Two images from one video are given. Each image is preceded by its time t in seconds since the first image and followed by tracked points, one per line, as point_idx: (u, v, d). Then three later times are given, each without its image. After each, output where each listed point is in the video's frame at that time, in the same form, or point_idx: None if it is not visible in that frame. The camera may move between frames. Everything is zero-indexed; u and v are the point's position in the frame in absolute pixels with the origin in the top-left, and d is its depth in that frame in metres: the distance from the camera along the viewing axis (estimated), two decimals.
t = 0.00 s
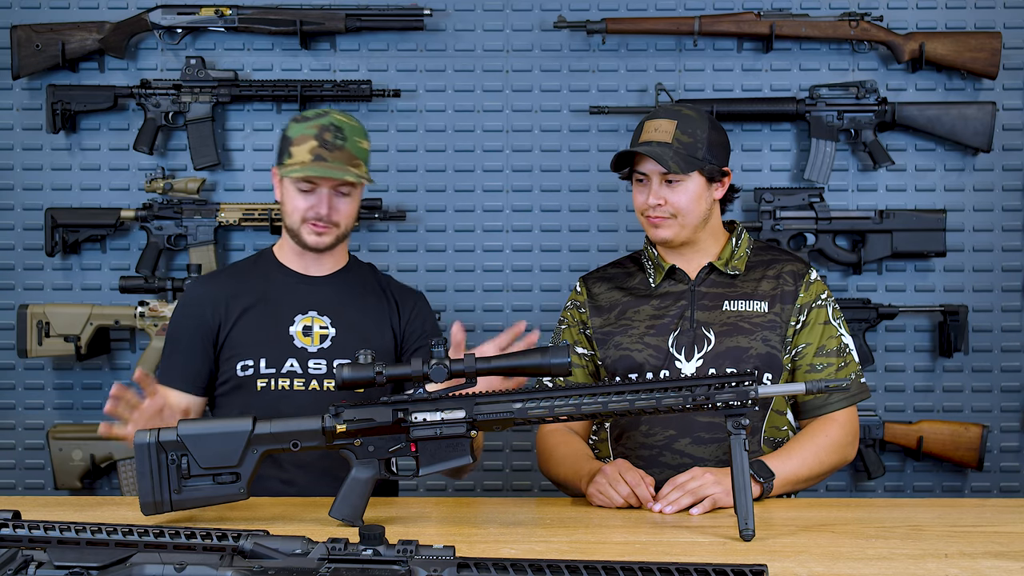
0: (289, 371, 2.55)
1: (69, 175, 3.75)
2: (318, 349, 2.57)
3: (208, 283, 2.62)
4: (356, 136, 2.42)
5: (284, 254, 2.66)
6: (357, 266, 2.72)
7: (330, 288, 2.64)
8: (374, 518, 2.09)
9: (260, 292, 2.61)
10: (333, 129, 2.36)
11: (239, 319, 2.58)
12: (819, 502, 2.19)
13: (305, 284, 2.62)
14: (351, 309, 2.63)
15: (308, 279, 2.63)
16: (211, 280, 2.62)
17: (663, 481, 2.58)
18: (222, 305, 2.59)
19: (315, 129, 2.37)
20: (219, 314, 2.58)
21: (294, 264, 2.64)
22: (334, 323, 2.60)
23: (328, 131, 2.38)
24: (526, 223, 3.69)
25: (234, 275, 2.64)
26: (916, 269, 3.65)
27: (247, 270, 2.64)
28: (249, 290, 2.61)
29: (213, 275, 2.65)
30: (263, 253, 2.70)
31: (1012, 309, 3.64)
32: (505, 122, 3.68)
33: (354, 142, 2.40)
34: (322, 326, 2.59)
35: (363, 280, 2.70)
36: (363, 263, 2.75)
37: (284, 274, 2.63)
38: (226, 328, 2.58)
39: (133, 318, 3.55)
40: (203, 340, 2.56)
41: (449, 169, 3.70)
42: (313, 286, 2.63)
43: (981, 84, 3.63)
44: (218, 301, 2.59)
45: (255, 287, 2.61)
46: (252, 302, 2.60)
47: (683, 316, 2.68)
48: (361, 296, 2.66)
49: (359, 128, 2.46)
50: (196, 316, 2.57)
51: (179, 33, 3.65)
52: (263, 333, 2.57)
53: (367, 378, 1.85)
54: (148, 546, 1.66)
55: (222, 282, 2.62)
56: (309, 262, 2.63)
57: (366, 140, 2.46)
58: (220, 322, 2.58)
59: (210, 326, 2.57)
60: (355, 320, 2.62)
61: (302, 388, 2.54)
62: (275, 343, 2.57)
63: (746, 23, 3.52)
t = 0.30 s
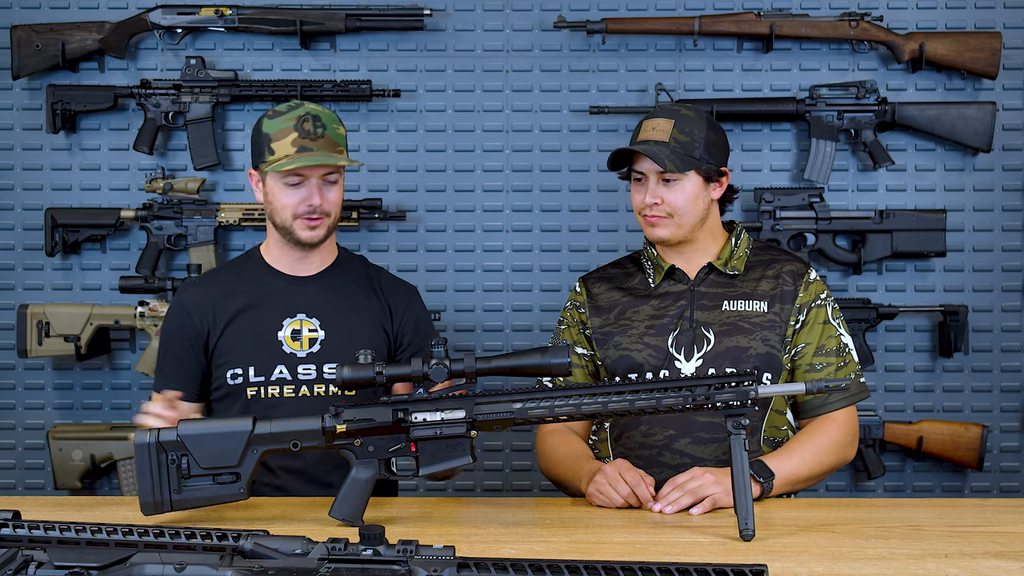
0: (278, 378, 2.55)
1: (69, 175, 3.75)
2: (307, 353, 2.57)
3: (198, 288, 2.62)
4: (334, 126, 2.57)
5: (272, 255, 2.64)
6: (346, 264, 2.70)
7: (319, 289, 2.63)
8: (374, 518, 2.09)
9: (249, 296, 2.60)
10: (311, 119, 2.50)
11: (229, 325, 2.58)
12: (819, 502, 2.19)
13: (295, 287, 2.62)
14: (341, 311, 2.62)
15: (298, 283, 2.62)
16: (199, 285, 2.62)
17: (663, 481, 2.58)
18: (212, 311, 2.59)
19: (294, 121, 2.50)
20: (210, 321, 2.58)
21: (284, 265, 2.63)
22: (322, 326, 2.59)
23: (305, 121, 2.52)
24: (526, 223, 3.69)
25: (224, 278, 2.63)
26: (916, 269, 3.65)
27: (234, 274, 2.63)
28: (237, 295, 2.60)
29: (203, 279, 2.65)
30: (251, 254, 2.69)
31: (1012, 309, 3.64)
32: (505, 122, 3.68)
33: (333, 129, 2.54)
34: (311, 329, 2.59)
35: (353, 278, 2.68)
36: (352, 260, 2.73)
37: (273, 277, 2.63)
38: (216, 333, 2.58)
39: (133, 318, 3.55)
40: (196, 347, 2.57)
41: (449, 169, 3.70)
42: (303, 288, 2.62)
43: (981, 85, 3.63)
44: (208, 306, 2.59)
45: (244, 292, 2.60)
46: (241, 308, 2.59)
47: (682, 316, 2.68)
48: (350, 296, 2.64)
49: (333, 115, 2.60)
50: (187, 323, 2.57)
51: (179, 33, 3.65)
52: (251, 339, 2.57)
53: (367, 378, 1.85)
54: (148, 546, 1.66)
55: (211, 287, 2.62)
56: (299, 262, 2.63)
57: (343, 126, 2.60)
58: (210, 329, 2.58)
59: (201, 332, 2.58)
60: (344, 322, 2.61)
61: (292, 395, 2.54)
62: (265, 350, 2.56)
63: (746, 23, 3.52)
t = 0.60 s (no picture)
0: (287, 384, 2.54)
1: (69, 175, 3.75)
2: (314, 359, 2.57)
3: (195, 287, 2.54)
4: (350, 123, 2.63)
5: (278, 254, 2.61)
6: (346, 267, 2.69)
7: (322, 292, 2.62)
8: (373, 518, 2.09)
9: (252, 299, 2.57)
10: (336, 113, 2.55)
11: (232, 328, 2.54)
12: (819, 502, 2.19)
13: (300, 291, 2.60)
14: (345, 315, 2.62)
15: (299, 284, 2.61)
16: (196, 284, 2.54)
17: (663, 481, 2.58)
18: (210, 311, 2.52)
19: (319, 115, 2.52)
20: (210, 322, 2.53)
21: (294, 263, 2.61)
22: (328, 330, 2.59)
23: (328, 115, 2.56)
24: (526, 223, 3.69)
25: (223, 278, 2.57)
26: (916, 269, 3.65)
27: (234, 274, 2.58)
28: (240, 297, 2.56)
29: (199, 275, 2.58)
30: (247, 252, 2.65)
31: (1012, 309, 3.64)
32: (505, 122, 3.68)
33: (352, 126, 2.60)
34: (317, 333, 2.58)
35: (354, 281, 2.68)
36: (352, 263, 2.73)
37: (275, 279, 2.60)
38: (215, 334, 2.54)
39: (133, 318, 3.56)
40: (191, 348, 2.51)
41: (449, 169, 3.70)
42: (307, 292, 2.61)
43: (981, 85, 3.63)
44: (206, 306, 2.52)
45: (248, 294, 2.57)
46: (246, 310, 2.56)
47: (681, 316, 2.68)
48: (353, 301, 2.65)
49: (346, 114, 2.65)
50: (184, 323, 2.50)
51: (179, 33, 3.65)
52: (257, 343, 2.54)
53: (367, 378, 1.85)
54: (148, 546, 1.66)
55: (209, 286, 2.55)
56: (306, 262, 2.61)
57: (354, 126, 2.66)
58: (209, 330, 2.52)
59: (198, 333, 2.51)
60: (349, 326, 2.62)
61: (300, 401, 2.55)
62: (271, 355, 2.55)
63: (746, 23, 3.52)
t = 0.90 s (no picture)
0: (290, 386, 2.54)
1: (69, 175, 3.75)
2: (315, 360, 2.57)
3: (198, 285, 2.51)
4: (345, 117, 2.57)
5: (273, 250, 2.59)
6: (343, 267, 2.69)
7: (322, 293, 2.62)
8: (373, 518, 2.09)
9: (254, 299, 2.56)
10: (325, 105, 2.50)
11: (235, 328, 2.53)
12: (819, 502, 2.19)
13: (300, 292, 2.60)
14: (345, 316, 2.63)
15: (299, 284, 2.60)
16: (198, 281, 2.52)
17: (663, 481, 2.58)
18: (213, 309, 2.50)
19: (306, 107, 2.48)
20: (213, 320, 2.50)
21: (291, 263, 2.60)
22: (329, 331, 2.59)
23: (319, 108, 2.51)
24: (526, 223, 3.69)
25: (226, 277, 2.55)
26: (916, 269, 3.65)
27: (236, 274, 2.57)
28: (242, 296, 2.54)
29: (200, 273, 2.55)
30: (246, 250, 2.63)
31: (1012, 309, 3.64)
32: (505, 122, 3.68)
33: (345, 119, 2.55)
34: (318, 334, 2.58)
35: (351, 282, 2.68)
36: (348, 264, 2.73)
37: (275, 279, 2.59)
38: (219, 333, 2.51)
39: (133, 318, 3.56)
40: (195, 346, 2.47)
41: (449, 169, 3.70)
42: (308, 293, 2.60)
43: (981, 85, 3.63)
44: (208, 305, 2.50)
45: (251, 294, 2.56)
46: (250, 310, 2.55)
47: (681, 316, 2.68)
48: (352, 302, 2.66)
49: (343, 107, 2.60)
50: (186, 322, 2.47)
51: (179, 33, 3.65)
52: (261, 343, 2.54)
53: (367, 378, 1.85)
54: (148, 546, 1.66)
55: (211, 284, 2.52)
56: (303, 259, 2.60)
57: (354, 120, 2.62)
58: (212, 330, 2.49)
59: (201, 331, 2.48)
60: (348, 327, 2.63)
61: (303, 403, 2.54)
62: (273, 357, 2.54)
63: (746, 23, 3.52)
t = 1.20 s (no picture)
0: (280, 387, 2.55)
1: (69, 176, 3.75)
2: (305, 360, 2.57)
3: (188, 284, 2.53)
4: (327, 112, 2.60)
5: (260, 249, 2.62)
6: (335, 265, 2.69)
7: (313, 293, 2.62)
8: (372, 518, 2.09)
9: (244, 299, 2.57)
10: (303, 99, 2.54)
11: (225, 329, 2.53)
12: (819, 502, 2.19)
13: (291, 292, 2.60)
14: (335, 315, 2.63)
15: (290, 284, 2.60)
16: (187, 282, 2.53)
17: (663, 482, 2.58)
18: (203, 309, 2.51)
19: (284, 102, 2.53)
20: (204, 321, 2.51)
21: (277, 262, 2.61)
22: (319, 331, 2.60)
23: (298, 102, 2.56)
24: (526, 223, 3.69)
25: (217, 276, 2.57)
26: (916, 269, 3.65)
27: (225, 274, 2.58)
28: (232, 296, 2.55)
29: (189, 273, 2.56)
30: (236, 251, 2.65)
31: (1012, 309, 3.64)
32: (505, 122, 3.68)
33: (325, 113, 2.58)
34: (308, 334, 2.59)
35: (343, 281, 2.68)
36: (341, 261, 2.73)
37: (265, 279, 2.59)
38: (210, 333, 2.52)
39: (133, 318, 3.56)
40: (187, 347, 2.49)
41: (449, 169, 3.70)
42: (298, 292, 2.61)
43: (981, 84, 3.63)
44: (199, 305, 2.51)
45: (241, 294, 2.57)
46: (241, 310, 2.56)
47: (680, 316, 2.68)
48: (343, 301, 2.65)
49: (327, 104, 2.65)
50: (178, 323, 2.48)
51: (179, 33, 3.65)
52: (250, 343, 2.54)
53: (367, 378, 1.85)
54: (148, 546, 1.66)
55: (201, 284, 2.53)
56: (288, 257, 2.60)
57: (338, 115, 2.65)
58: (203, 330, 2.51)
59: (192, 332, 2.49)
60: (339, 326, 2.63)
61: (293, 403, 2.55)
62: (263, 358, 2.54)
63: (746, 23, 3.52)
